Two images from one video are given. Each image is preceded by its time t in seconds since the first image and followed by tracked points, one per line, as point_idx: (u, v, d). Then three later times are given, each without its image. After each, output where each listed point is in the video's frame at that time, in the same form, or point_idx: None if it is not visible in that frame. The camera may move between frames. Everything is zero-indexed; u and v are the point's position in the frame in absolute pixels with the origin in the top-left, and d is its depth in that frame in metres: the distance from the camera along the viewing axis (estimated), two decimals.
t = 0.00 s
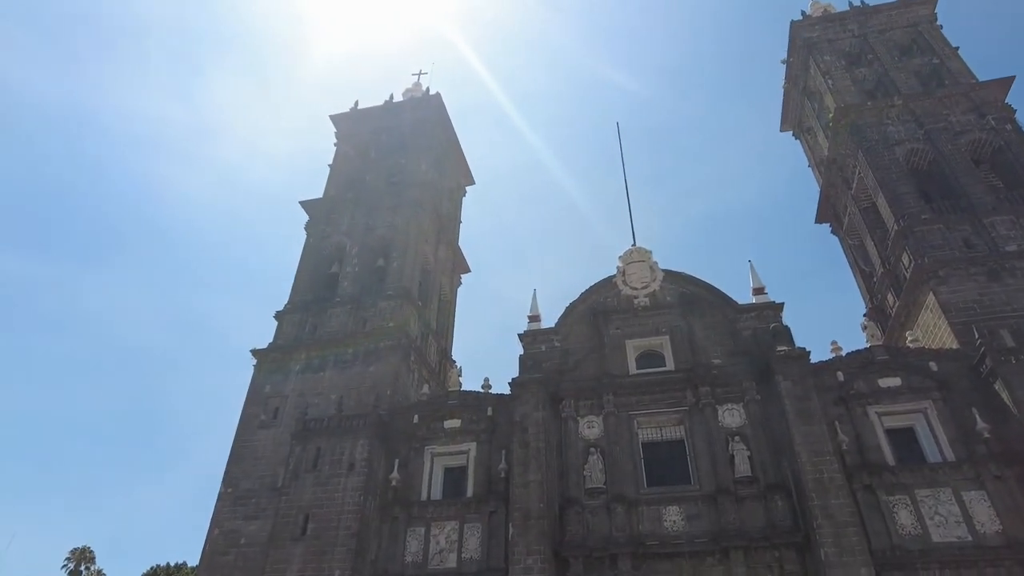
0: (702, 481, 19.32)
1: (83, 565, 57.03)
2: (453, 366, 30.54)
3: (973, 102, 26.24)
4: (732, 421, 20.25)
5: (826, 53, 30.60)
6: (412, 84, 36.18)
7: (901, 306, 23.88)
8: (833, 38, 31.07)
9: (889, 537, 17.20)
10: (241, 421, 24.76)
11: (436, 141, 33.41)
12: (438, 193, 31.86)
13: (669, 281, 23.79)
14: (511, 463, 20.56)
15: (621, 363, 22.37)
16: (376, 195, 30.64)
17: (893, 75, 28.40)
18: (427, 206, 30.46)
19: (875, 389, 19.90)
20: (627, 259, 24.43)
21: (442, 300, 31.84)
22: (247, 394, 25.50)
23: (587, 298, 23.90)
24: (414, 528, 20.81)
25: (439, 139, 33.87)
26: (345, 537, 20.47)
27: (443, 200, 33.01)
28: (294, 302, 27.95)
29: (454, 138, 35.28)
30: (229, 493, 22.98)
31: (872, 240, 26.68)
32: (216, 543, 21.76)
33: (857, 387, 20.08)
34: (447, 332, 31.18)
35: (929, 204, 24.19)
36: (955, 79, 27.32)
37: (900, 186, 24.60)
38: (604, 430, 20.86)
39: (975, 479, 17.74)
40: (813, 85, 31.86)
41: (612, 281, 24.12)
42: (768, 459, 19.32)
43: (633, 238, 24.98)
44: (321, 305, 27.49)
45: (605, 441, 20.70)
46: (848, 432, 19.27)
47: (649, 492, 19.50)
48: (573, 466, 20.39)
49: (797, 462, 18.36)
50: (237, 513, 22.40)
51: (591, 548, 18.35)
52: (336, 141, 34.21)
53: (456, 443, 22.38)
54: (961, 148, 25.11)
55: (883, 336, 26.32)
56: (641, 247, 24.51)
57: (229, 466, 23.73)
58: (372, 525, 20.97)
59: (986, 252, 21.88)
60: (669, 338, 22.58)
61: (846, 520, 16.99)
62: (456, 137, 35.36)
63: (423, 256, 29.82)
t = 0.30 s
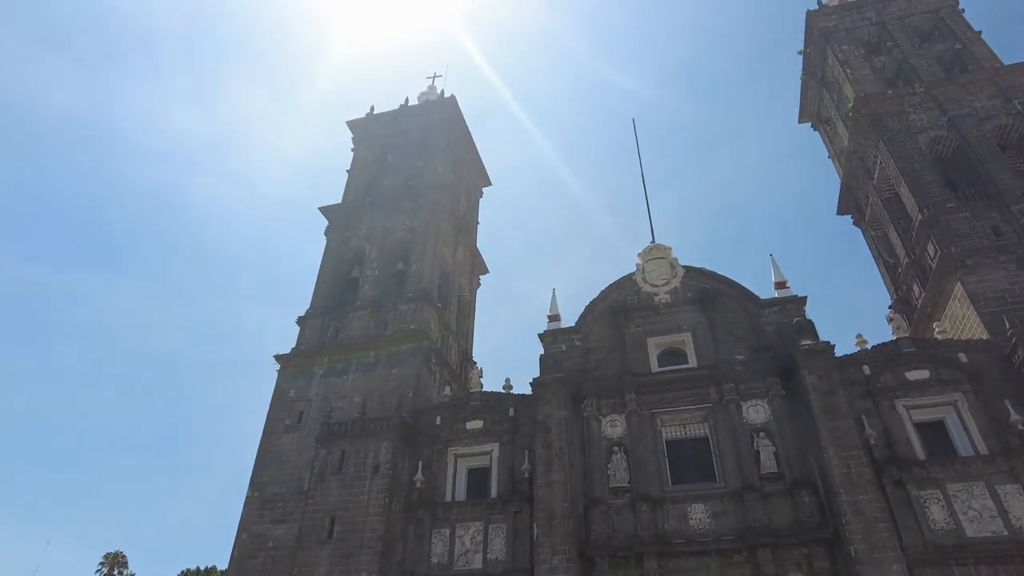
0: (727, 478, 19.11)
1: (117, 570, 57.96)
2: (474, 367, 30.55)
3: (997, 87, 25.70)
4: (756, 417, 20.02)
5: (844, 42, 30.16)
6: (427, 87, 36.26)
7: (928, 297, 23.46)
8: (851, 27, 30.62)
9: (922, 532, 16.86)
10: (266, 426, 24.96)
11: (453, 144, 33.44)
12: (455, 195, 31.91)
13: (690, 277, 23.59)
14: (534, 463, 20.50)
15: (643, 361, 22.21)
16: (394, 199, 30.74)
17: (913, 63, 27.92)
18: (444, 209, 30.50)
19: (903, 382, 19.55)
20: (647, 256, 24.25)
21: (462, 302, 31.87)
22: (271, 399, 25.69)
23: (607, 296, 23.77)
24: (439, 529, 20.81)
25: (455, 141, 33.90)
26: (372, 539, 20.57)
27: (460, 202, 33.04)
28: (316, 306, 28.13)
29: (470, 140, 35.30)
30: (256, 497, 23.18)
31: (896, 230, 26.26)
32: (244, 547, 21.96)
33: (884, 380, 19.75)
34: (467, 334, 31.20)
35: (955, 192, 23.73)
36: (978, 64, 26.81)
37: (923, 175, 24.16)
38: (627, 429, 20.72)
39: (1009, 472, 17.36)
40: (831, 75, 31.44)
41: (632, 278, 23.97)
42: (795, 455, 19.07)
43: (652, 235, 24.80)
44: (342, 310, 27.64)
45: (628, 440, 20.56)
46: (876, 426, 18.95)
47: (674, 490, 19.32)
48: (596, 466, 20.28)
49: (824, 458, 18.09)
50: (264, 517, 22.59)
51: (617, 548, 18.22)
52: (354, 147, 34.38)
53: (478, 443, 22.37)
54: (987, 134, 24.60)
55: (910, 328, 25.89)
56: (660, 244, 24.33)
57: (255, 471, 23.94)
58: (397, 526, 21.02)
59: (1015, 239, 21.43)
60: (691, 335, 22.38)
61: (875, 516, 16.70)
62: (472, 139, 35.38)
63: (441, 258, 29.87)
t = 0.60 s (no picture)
0: (750, 475, 18.91)
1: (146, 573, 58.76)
2: (493, 367, 30.56)
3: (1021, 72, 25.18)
4: (779, 413, 19.81)
5: (861, 31, 29.74)
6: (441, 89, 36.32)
7: (953, 288, 23.06)
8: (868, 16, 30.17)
9: (952, 528, 16.56)
10: (288, 429, 25.12)
11: (467, 145, 33.46)
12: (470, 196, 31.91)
13: (709, 273, 23.39)
14: (556, 462, 20.42)
15: (663, 358, 22.05)
16: (410, 201, 30.80)
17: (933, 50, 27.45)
18: (460, 210, 30.52)
19: (929, 375, 19.22)
20: (665, 253, 24.09)
21: (479, 302, 31.89)
22: (293, 402, 25.85)
23: (626, 294, 23.62)
24: (461, 529, 20.82)
25: (470, 142, 33.92)
26: (395, 540, 20.62)
27: (475, 203, 33.05)
28: (335, 310, 28.27)
29: (484, 140, 35.31)
30: (280, 500, 23.34)
31: (918, 221, 25.84)
32: (270, 550, 22.12)
33: (909, 373, 19.44)
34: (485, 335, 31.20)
35: (979, 180, 23.29)
36: (1001, 49, 26.29)
37: (946, 163, 23.74)
38: (649, 427, 20.58)
39: None
40: (848, 65, 31.03)
41: (650, 276, 23.81)
42: (819, 451, 18.83)
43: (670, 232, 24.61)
44: (361, 313, 27.75)
45: (649, 438, 20.41)
46: (902, 420, 18.65)
47: (697, 488, 19.16)
48: (618, 465, 20.15)
49: (849, 453, 17.84)
50: (289, 520, 22.74)
51: (640, 546, 18.09)
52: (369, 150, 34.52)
53: (499, 444, 22.34)
54: (1011, 120, 24.10)
55: (935, 320, 25.48)
56: (678, 240, 24.15)
57: (278, 474, 24.11)
58: (420, 527, 21.06)
59: None
60: (711, 332, 22.19)
61: (903, 511, 16.43)
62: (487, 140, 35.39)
63: (458, 259, 29.91)
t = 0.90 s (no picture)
0: (772, 471, 18.71)
1: None
2: (510, 367, 30.54)
3: None
4: (800, 408, 19.59)
5: (877, 20, 29.32)
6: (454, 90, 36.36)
7: (977, 279, 22.68)
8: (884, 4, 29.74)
9: (981, 523, 16.27)
10: (308, 432, 25.25)
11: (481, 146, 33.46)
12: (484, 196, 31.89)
13: (726, 268, 23.19)
14: (575, 461, 20.33)
15: (682, 355, 21.89)
16: (425, 202, 30.85)
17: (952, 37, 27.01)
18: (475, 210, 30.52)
19: (953, 367, 18.90)
20: (681, 249, 23.90)
21: (495, 302, 31.88)
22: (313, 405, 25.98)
23: (643, 290, 23.48)
24: (482, 529, 20.80)
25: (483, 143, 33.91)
26: (416, 540, 20.67)
27: (490, 203, 33.03)
28: (352, 312, 28.38)
29: (497, 140, 35.29)
30: (302, 502, 23.47)
31: (940, 211, 25.44)
32: (293, 552, 22.24)
33: (933, 366, 19.13)
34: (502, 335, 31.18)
35: (1002, 169, 22.87)
36: (1022, 34, 25.80)
37: (968, 152, 23.34)
38: (668, 425, 20.42)
39: None
40: (864, 55, 30.62)
41: (667, 272, 23.65)
42: (842, 446, 18.59)
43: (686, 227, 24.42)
44: (379, 315, 27.82)
45: (669, 435, 20.26)
46: (927, 414, 18.35)
47: (719, 485, 18.98)
48: (638, 463, 20.03)
49: (872, 447, 17.59)
50: (311, 521, 22.86)
51: (662, 544, 17.96)
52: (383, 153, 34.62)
53: (519, 443, 22.29)
54: None
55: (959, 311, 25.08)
56: (695, 235, 23.95)
57: (300, 476, 24.25)
58: (441, 528, 21.07)
59: None
60: (730, 327, 21.99)
61: (930, 507, 16.17)
62: (500, 140, 35.36)
63: (474, 260, 29.90)
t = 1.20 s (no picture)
0: (788, 468, 18.56)
1: None
2: (523, 366, 30.51)
3: None
4: (816, 404, 19.42)
5: (890, 10, 28.98)
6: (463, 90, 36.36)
7: (995, 271, 22.38)
8: None
9: (1002, 518, 16.05)
10: (323, 433, 25.33)
11: (490, 145, 33.44)
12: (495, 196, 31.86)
13: (739, 264, 23.02)
14: (590, 460, 20.26)
15: (696, 352, 21.76)
16: (436, 202, 30.88)
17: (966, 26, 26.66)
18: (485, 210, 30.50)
19: (972, 361, 18.66)
20: (694, 245, 23.74)
21: (507, 302, 31.84)
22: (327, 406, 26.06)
23: (655, 288, 23.35)
24: (498, 529, 20.78)
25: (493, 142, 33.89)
26: (432, 540, 20.67)
27: (500, 202, 33.00)
28: (365, 314, 28.45)
29: (507, 140, 35.26)
30: (318, 503, 23.56)
31: (956, 203, 25.12)
32: (309, 553, 22.32)
33: (951, 360, 18.89)
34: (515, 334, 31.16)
35: (1019, 159, 22.54)
36: None
37: (984, 142, 23.03)
38: (683, 422, 20.31)
39: None
40: (876, 46, 30.30)
41: (679, 269, 23.50)
42: (859, 441, 18.41)
43: (698, 223, 24.26)
44: (391, 316, 27.85)
45: (684, 433, 20.15)
46: (946, 408, 18.13)
47: (735, 482, 18.85)
48: (653, 460, 19.92)
49: (890, 442, 17.40)
50: (327, 522, 22.94)
51: (679, 542, 17.85)
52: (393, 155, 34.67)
53: (533, 442, 22.25)
54: None
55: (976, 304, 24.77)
56: (707, 231, 23.79)
57: (316, 478, 24.33)
58: (456, 527, 21.07)
59: None
60: (744, 324, 21.82)
61: (950, 502, 15.97)
62: (510, 139, 35.30)
63: (485, 259, 29.89)
